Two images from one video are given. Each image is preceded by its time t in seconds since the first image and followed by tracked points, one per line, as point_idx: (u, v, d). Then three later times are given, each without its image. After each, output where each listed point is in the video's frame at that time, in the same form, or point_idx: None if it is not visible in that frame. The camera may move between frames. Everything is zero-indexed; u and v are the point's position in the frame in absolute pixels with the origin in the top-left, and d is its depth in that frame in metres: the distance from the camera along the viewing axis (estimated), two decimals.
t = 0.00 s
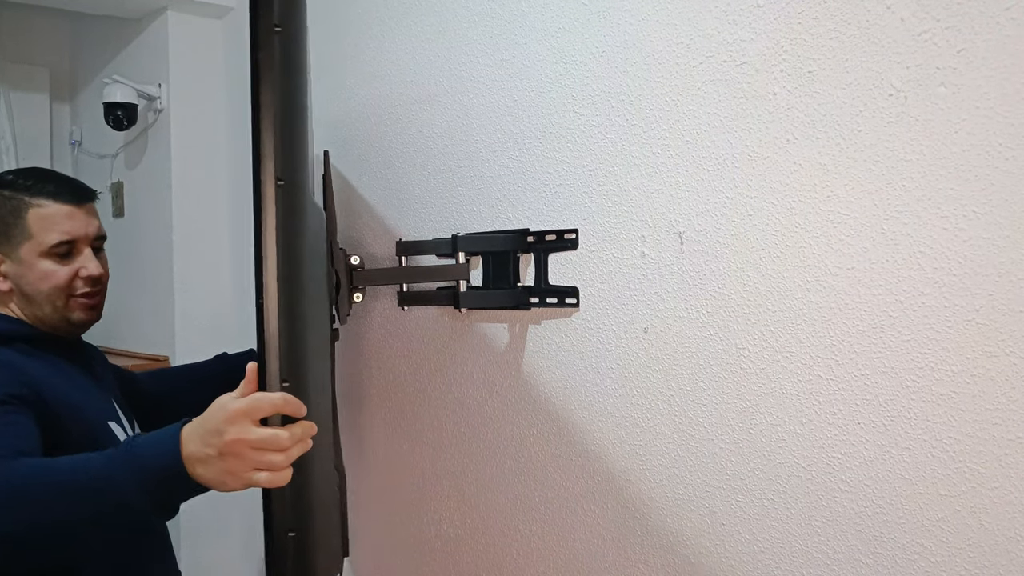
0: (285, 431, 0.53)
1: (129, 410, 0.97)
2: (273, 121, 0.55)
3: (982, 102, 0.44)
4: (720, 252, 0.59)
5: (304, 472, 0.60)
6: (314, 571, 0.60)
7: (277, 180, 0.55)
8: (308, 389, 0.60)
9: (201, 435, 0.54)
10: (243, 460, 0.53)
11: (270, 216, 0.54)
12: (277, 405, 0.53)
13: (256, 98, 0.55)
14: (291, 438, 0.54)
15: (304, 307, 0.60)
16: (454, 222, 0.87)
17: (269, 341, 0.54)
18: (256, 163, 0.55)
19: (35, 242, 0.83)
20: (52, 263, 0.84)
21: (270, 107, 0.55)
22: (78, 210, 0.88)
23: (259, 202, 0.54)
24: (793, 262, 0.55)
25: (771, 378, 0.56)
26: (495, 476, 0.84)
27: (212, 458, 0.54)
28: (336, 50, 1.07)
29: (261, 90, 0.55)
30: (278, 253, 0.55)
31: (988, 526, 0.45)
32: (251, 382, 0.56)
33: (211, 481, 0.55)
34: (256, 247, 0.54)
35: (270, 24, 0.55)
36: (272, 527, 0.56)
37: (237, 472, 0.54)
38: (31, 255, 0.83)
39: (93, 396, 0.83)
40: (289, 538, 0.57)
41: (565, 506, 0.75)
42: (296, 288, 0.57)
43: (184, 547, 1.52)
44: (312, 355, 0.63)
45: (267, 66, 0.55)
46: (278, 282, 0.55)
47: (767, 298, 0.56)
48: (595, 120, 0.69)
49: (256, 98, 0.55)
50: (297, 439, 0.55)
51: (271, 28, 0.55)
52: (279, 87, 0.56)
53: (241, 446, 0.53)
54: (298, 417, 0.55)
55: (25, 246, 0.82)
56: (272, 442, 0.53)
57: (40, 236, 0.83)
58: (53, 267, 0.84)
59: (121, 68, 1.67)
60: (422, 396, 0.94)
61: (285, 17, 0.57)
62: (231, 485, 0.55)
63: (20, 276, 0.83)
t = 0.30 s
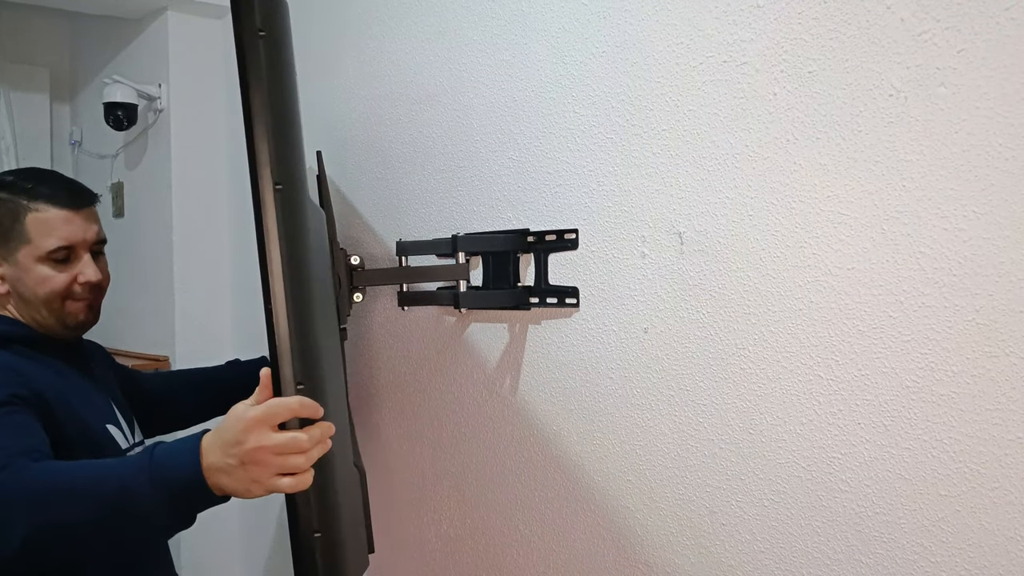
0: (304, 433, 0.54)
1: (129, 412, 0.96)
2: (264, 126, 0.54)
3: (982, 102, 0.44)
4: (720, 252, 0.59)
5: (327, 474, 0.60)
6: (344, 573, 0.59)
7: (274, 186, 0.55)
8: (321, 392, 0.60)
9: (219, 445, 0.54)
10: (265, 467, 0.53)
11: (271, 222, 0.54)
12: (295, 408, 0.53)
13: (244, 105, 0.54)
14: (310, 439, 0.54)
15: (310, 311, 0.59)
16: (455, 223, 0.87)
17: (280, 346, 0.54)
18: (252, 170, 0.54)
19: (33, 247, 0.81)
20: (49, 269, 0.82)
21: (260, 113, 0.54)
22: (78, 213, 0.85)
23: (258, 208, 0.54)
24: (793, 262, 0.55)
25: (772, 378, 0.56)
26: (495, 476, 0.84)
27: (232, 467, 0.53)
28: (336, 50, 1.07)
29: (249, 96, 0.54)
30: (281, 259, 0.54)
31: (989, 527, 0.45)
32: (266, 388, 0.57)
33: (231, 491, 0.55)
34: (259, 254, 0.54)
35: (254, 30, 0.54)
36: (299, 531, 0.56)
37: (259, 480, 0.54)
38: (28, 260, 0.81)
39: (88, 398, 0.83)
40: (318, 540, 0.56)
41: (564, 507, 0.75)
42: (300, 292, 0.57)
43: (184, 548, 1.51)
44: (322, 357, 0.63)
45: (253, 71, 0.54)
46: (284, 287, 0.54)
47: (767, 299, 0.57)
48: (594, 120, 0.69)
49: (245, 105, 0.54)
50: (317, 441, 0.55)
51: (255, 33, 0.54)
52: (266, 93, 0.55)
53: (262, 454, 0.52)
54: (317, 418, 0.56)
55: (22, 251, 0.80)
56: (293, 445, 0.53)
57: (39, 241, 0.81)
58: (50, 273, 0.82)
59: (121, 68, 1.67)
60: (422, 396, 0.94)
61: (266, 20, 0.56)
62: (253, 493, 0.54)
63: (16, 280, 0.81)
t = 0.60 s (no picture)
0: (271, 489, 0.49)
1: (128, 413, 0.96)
2: (263, 126, 0.55)
3: (983, 102, 0.44)
4: (720, 252, 0.59)
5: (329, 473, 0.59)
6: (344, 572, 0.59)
7: (273, 186, 0.55)
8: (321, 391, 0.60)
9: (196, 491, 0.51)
10: (233, 519, 0.49)
11: (271, 222, 0.54)
12: (263, 461, 0.49)
13: (244, 106, 0.54)
14: (277, 496, 0.49)
15: (310, 310, 0.60)
16: (454, 223, 0.87)
17: (280, 346, 0.54)
18: (251, 171, 0.54)
19: (52, 272, 0.78)
20: (61, 295, 0.79)
21: (259, 115, 0.54)
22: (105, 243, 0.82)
23: (258, 209, 0.54)
24: (794, 262, 0.55)
25: (772, 378, 0.56)
26: (495, 476, 0.84)
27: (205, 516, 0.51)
28: (336, 50, 1.07)
29: (249, 97, 0.54)
30: (281, 259, 0.55)
31: (989, 527, 0.45)
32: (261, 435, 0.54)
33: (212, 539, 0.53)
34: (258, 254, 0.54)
35: (253, 30, 0.54)
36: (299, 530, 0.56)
37: (229, 532, 0.50)
38: (43, 282, 0.78)
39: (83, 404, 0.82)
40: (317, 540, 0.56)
41: (564, 507, 0.75)
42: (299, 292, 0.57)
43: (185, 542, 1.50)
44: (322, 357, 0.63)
45: (251, 72, 0.54)
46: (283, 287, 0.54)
47: (768, 299, 0.57)
48: (594, 120, 0.70)
49: (244, 107, 0.54)
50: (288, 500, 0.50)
51: (254, 34, 0.54)
52: (265, 94, 0.55)
53: (229, 504, 0.49)
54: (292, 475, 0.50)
55: (41, 272, 0.78)
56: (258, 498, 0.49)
57: (58, 267, 0.78)
58: (61, 299, 0.79)
59: (121, 68, 1.67)
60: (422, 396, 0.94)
61: (265, 21, 0.56)
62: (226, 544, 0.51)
63: (27, 296, 0.79)
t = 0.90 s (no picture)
0: None
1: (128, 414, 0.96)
2: (262, 127, 0.54)
3: (983, 102, 0.44)
4: (720, 252, 0.59)
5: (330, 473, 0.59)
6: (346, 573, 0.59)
7: (273, 187, 0.55)
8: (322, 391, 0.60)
9: None
10: None
11: (270, 222, 0.54)
12: None
13: (243, 108, 0.54)
14: None
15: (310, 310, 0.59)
16: (454, 223, 0.87)
17: (280, 346, 0.54)
18: (251, 172, 0.54)
19: (9, 284, 0.76)
20: (18, 308, 0.77)
21: (258, 116, 0.54)
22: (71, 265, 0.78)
23: (258, 209, 0.54)
24: (794, 262, 0.55)
25: (772, 378, 0.56)
26: (495, 476, 0.84)
27: None
28: (336, 50, 1.07)
29: (247, 98, 0.54)
30: (280, 259, 0.54)
31: (989, 527, 0.45)
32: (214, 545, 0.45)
33: None
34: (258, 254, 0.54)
35: (251, 30, 0.54)
36: (300, 531, 0.55)
37: None
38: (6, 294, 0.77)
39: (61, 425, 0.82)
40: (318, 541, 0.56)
41: (564, 507, 0.75)
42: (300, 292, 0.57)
43: (184, 528, 1.49)
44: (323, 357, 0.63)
45: (251, 72, 0.54)
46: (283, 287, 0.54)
47: (768, 298, 0.56)
48: (594, 120, 0.70)
49: (243, 108, 0.54)
50: None
51: (252, 34, 0.54)
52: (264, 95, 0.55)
53: None
54: None
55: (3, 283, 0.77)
56: None
57: (15, 279, 0.76)
58: (17, 312, 0.77)
59: (121, 67, 1.67)
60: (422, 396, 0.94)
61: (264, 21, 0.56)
62: None
63: None
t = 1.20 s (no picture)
0: None
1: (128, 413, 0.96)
2: (263, 126, 0.55)
3: (983, 102, 0.44)
4: (720, 252, 0.59)
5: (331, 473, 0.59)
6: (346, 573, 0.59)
7: (274, 186, 0.55)
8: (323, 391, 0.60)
9: None
10: None
11: (271, 222, 0.54)
12: None
13: (245, 107, 0.54)
14: None
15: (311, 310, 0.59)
16: (455, 223, 0.87)
17: (280, 346, 0.54)
18: (252, 171, 0.55)
19: None
20: None
21: (260, 116, 0.54)
22: None
23: (259, 209, 0.54)
24: (794, 262, 0.55)
25: (772, 378, 0.56)
26: (495, 476, 0.84)
27: None
28: (336, 50, 1.07)
29: (249, 98, 0.54)
30: (281, 258, 0.55)
31: (989, 527, 0.45)
32: None
33: None
34: (258, 253, 0.54)
35: (252, 30, 0.54)
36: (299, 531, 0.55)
37: None
38: None
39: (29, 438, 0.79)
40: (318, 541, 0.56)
41: (564, 507, 0.75)
42: (301, 291, 0.57)
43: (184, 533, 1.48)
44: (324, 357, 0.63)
45: (252, 71, 0.54)
46: (284, 287, 0.54)
47: (767, 299, 0.57)
48: (595, 120, 0.69)
49: (245, 107, 0.54)
50: None
51: (254, 34, 0.54)
52: (266, 95, 0.55)
53: None
54: None
55: None
56: None
57: None
58: None
59: (121, 67, 1.67)
60: (422, 396, 0.94)
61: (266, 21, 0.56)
62: None
63: None
